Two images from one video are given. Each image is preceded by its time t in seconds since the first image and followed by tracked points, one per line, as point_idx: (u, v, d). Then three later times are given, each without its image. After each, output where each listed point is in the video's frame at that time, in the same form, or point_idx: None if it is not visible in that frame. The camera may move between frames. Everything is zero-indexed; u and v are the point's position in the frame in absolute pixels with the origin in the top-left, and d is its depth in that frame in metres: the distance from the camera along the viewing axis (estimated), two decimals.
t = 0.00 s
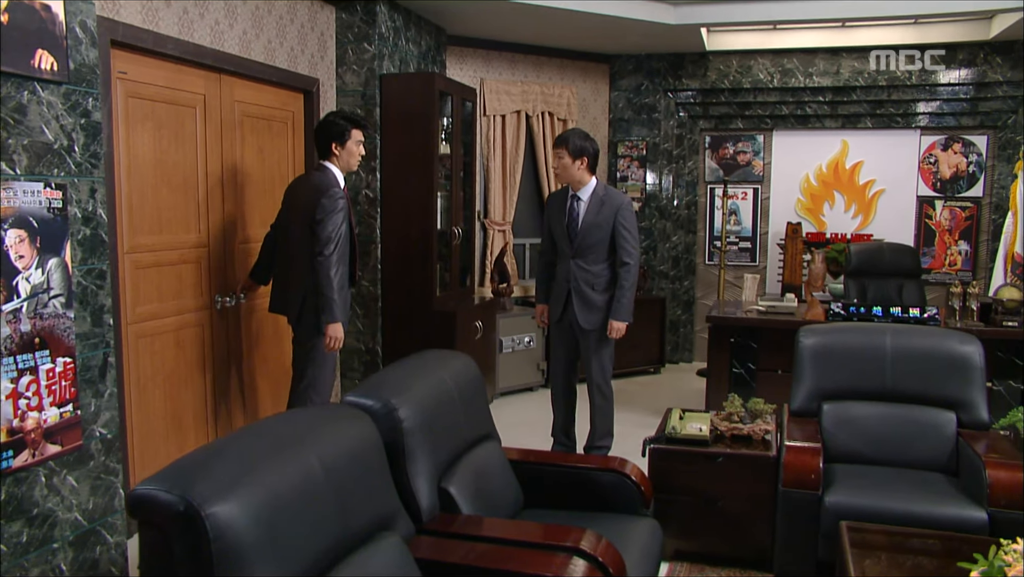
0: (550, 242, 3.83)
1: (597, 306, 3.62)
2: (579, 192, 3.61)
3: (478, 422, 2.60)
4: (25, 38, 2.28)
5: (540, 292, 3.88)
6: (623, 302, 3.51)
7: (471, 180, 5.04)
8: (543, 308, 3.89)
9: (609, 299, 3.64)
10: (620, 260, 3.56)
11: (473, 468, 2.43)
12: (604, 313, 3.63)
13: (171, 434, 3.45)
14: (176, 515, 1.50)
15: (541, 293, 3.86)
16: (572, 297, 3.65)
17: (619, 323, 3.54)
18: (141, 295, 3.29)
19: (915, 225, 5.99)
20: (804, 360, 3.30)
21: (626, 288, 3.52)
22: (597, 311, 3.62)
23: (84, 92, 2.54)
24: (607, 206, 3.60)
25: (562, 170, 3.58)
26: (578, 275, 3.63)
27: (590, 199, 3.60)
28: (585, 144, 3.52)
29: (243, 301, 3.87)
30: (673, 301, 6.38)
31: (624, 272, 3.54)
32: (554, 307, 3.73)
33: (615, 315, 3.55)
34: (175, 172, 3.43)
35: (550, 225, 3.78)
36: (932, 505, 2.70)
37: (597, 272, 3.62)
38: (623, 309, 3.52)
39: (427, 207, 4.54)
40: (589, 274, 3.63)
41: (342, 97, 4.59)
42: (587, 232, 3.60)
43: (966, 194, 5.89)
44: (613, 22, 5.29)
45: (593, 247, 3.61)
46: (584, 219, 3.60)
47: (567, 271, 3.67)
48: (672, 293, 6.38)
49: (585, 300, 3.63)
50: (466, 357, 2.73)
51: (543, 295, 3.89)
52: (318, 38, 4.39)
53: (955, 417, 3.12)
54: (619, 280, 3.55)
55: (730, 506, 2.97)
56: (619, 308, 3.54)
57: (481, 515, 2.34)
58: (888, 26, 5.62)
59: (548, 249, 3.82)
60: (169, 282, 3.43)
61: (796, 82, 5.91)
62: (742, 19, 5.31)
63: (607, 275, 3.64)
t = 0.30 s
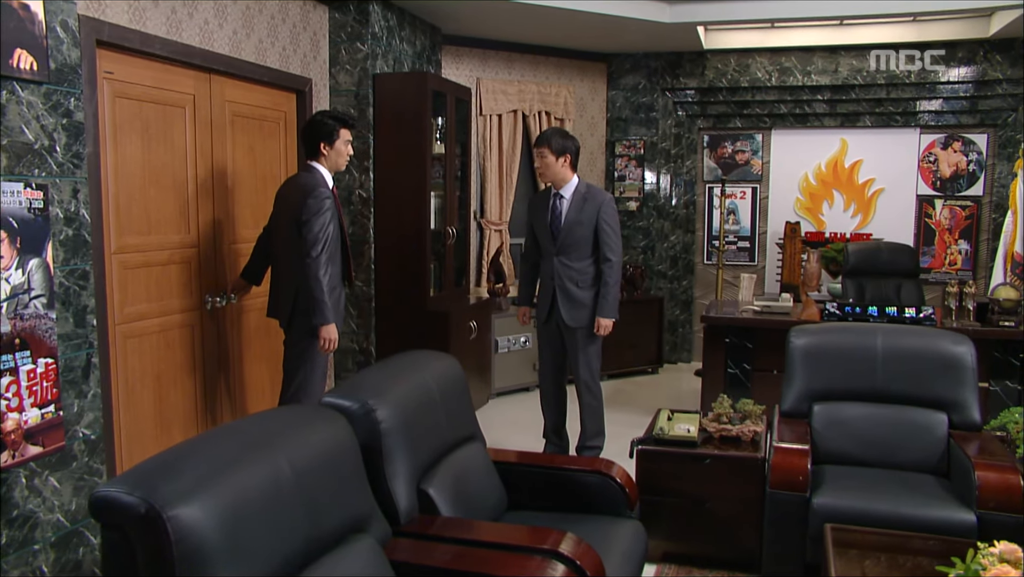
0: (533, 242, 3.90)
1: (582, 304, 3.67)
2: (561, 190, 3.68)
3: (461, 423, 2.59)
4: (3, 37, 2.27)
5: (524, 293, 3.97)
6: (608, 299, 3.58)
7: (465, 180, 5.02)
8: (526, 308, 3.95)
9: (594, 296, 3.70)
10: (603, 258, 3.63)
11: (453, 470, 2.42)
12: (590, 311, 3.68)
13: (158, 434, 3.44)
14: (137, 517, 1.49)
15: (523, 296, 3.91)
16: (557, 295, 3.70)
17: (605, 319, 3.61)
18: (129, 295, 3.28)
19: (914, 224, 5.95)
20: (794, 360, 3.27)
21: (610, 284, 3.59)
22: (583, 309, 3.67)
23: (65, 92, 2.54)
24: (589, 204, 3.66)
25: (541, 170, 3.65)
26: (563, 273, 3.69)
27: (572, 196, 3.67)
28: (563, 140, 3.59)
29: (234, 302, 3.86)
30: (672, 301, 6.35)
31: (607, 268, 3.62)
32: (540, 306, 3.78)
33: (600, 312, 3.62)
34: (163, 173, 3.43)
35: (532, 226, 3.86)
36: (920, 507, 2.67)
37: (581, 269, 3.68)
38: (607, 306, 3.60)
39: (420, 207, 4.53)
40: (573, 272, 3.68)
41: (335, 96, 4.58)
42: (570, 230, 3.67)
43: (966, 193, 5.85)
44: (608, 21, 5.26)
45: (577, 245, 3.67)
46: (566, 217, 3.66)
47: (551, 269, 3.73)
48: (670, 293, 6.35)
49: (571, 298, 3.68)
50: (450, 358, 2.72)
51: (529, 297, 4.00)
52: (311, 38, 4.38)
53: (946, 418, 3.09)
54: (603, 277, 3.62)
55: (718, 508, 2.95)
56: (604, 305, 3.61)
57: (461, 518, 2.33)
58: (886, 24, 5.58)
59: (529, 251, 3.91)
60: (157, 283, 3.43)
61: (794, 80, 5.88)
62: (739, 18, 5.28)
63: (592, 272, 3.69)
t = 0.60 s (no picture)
0: (516, 242, 3.94)
1: (568, 304, 3.72)
2: (545, 190, 3.73)
3: (442, 425, 2.58)
4: None
5: (507, 292, 3.99)
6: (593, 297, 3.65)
7: (458, 180, 5.01)
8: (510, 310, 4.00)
9: (579, 296, 3.75)
10: (588, 257, 3.69)
11: (433, 473, 2.41)
12: (576, 311, 3.72)
13: (146, 435, 3.43)
14: (98, 520, 1.48)
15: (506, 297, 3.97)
16: (543, 294, 3.74)
17: (591, 319, 3.67)
18: (115, 296, 3.27)
19: (912, 224, 5.92)
20: (784, 361, 3.24)
21: (595, 284, 3.65)
22: (569, 308, 3.72)
23: (46, 93, 2.53)
24: (574, 203, 3.71)
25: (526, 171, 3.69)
26: (549, 273, 3.73)
27: (556, 196, 3.72)
28: (545, 139, 3.65)
29: (224, 302, 3.86)
30: (668, 302, 6.32)
31: (592, 268, 3.68)
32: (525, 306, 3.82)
33: (586, 312, 3.68)
34: (150, 173, 3.42)
35: (514, 225, 3.89)
36: (906, 510, 2.65)
37: (567, 269, 3.73)
38: (593, 305, 3.65)
39: (412, 207, 4.51)
40: (559, 272, 3.73)
41: (327, 97, 4.57)
42: (554, 229, 3.72)
43: (964, 193, 5.81)
44: (602, 20, 5.24)
45: (563, 244, 3.72)
46: (550, 216, 3.71)
47: (536, 269, 3.78)
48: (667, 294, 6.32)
49: (557, 298, 3.72)
50: (434, 360, 2.71)
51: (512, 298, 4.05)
52: (302, 39, 4.37)
53: (936, 420, 3.07)
54: (588, 277, 3.68)
55: (704, 510, 2.93)
56: (589, 304, 3.67)
57: (440, 520, 2.32)
58: (883, 23, 5.55)
59: (512, 250, 3.95)
60: (144, 283, 3.42)
61: (791, 80, 5.84)
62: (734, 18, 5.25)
63: (577, 271, 3.74)
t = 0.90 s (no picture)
0: (507, 243, 3.93)
1: (557, 305, 3.71)
2: (536, 190, 3.71)
3: (424, 426, 2.57)
4: None
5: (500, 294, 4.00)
6: (582, 298, 3.63)
7: (451, 180, 5.00)
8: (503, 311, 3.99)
9: (568, 296, 3.74)
10: (577, 258, 3.69)
11: (414, 475, 2.39)
12: (565, 312, 3.71)
13: (134, 436, 3.42)
14: (60, 523, 1.47)
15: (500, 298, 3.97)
16: (532, 295, 3.74)
17: (579, 319, 3.66)
18: (102, 297, 3.26)
19: (908, 224, 5.89)
20: (772, 362, 3.23)
21: (584, 285, 3.64)
22: (558, 309, 3.71)
23: (26, 93, 2.52)
24: (564, 203, 3.70)
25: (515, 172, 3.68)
26: (538, 273, 3.73)
27: (547, 196, 3.71)
28: (537, 139, 3.63)
29: (213, 303, 3.85)
30: (664, 302, 6.31)
31: (581, 268, 3.67)
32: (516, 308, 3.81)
33: (575, 313, 3.67)
34: (138, 174, 3.41)
35: (504, 226, 3.88)
36: (893, 512, 2.63)
37: (556, 269, 3.72)
38: (582, 306, 3.65)
39: (404, 208, 4.50)
40: (548, 272, 3.72)
41: (319, 97, 4.57)
42: (545, 229, 3.70)
43: (961, 193, 5.79)
44: (594, 20, 5.22)
45: (553, 245, 3.71)
46: (541, 216, 3.70)
47: (527, 270, 3.76)
48: (663, 294, 6.31)
49: (545, 299, 3.72)
50: (416, 361, 2.69)
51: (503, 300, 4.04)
52: (294, 39, 4.37)
53: (925, 422, 3.05)
54: (577, 278, 3.68)
55: (691, 512, 2.91)
56: (578, 305, 3.67)
57: (419, 522, 2.30)
58: (879, 22, 5.52)
59: (504, 251, 3.94)
60: (132, 284, 3.41)
61: (787, 80, 5.82)
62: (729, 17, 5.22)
63: (566, 272, 3.73)
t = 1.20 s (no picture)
0: (502, 244, 3.92)
1: (550, 306, 3.70)
2: (531, 190, 3.70)
3: (410, 427, 2.56)
4: None
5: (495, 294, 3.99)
6: (574, 300, 3.62)
7: (447, 180, 4.99)
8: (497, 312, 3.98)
9: (561, 298, 3.73)
10: (570, 259, 3.67)
11: (398, 477, 2.39)
12: (557, 314, 3.70)
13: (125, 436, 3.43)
14: (28, 525, 1.47)
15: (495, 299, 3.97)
16: (525, 296, 3.73)
17: (572, 322, 3.64)
18: (93, 297, 3.26)
19: (907, 225, 5.87)
20: (764, 363, 3.21)
21: (577, 287, 3.62)
22: (550, 311, 3.70)
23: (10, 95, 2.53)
24: (558, 205, 3.69)
25: (510, 172, 3.67)
26: (531, 274, 3.72)
27: (542, 197, 3.70)
28: (534, 139, 3.62)
29: (206, 303, 3.85)
30: (662, 303, 6.30)
31: (574, 270, 3.65)
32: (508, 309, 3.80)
33: (567, 314, 3.65)
34: (129, 174, 3.41)
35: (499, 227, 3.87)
36: (882, 515, 2.61)
37: (549, 271, 3.71)
38: (574, 308, 3.63)
39: (398, 208, 4.49)
40: (540, 273, 3.71)
41: (315, 98, 4.56)
42: (538, 230, 3.69)
43: (960, 193, 5.76)
44: (590, 20, 5.21)
45: (547, 246, 3.70)
46: (536, 217, 3.69)
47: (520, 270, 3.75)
48: (660, 294, 6.30)
49: (538, 300, 3.71)
50: (403, 362, 2.69)
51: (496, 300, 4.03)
52: (288, 40, 4.36)
53: (917, 424, 3.03)
54: (570, 280, 3.66)
55: (680, 514, 2.89)
56: (571, 307, 3.64)
57: (402, 524, 2.29)
58: (877, 21, 5.50)
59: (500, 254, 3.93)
60: (123, 284, 3.41)
61: (785, 80, 5.80)
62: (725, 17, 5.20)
63: (559, 273, 3.72)
